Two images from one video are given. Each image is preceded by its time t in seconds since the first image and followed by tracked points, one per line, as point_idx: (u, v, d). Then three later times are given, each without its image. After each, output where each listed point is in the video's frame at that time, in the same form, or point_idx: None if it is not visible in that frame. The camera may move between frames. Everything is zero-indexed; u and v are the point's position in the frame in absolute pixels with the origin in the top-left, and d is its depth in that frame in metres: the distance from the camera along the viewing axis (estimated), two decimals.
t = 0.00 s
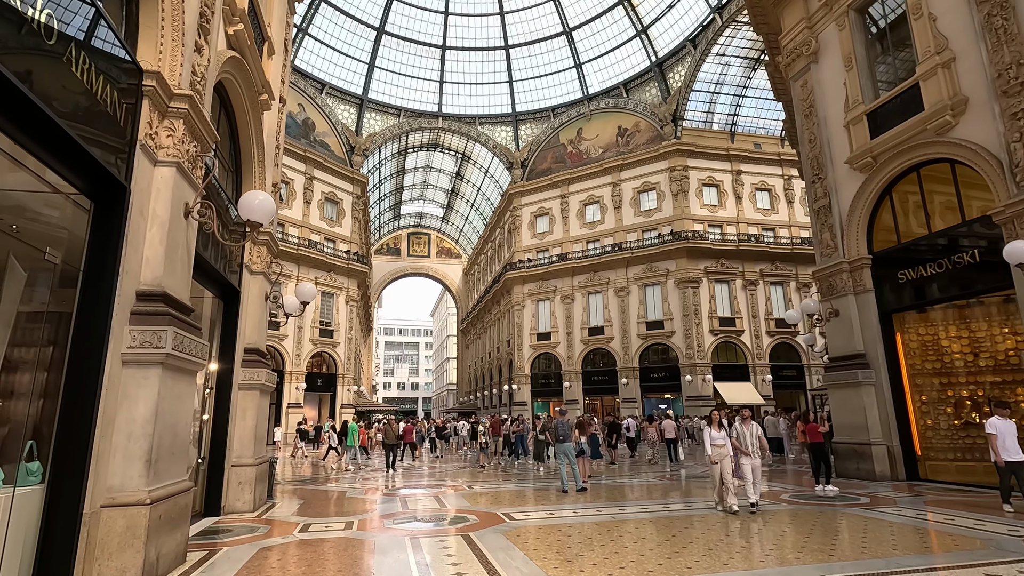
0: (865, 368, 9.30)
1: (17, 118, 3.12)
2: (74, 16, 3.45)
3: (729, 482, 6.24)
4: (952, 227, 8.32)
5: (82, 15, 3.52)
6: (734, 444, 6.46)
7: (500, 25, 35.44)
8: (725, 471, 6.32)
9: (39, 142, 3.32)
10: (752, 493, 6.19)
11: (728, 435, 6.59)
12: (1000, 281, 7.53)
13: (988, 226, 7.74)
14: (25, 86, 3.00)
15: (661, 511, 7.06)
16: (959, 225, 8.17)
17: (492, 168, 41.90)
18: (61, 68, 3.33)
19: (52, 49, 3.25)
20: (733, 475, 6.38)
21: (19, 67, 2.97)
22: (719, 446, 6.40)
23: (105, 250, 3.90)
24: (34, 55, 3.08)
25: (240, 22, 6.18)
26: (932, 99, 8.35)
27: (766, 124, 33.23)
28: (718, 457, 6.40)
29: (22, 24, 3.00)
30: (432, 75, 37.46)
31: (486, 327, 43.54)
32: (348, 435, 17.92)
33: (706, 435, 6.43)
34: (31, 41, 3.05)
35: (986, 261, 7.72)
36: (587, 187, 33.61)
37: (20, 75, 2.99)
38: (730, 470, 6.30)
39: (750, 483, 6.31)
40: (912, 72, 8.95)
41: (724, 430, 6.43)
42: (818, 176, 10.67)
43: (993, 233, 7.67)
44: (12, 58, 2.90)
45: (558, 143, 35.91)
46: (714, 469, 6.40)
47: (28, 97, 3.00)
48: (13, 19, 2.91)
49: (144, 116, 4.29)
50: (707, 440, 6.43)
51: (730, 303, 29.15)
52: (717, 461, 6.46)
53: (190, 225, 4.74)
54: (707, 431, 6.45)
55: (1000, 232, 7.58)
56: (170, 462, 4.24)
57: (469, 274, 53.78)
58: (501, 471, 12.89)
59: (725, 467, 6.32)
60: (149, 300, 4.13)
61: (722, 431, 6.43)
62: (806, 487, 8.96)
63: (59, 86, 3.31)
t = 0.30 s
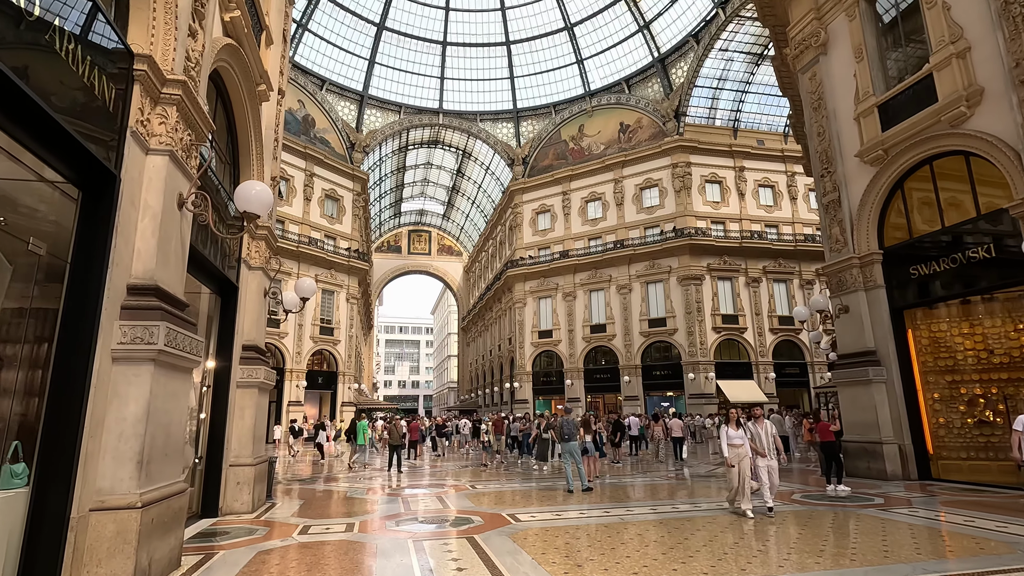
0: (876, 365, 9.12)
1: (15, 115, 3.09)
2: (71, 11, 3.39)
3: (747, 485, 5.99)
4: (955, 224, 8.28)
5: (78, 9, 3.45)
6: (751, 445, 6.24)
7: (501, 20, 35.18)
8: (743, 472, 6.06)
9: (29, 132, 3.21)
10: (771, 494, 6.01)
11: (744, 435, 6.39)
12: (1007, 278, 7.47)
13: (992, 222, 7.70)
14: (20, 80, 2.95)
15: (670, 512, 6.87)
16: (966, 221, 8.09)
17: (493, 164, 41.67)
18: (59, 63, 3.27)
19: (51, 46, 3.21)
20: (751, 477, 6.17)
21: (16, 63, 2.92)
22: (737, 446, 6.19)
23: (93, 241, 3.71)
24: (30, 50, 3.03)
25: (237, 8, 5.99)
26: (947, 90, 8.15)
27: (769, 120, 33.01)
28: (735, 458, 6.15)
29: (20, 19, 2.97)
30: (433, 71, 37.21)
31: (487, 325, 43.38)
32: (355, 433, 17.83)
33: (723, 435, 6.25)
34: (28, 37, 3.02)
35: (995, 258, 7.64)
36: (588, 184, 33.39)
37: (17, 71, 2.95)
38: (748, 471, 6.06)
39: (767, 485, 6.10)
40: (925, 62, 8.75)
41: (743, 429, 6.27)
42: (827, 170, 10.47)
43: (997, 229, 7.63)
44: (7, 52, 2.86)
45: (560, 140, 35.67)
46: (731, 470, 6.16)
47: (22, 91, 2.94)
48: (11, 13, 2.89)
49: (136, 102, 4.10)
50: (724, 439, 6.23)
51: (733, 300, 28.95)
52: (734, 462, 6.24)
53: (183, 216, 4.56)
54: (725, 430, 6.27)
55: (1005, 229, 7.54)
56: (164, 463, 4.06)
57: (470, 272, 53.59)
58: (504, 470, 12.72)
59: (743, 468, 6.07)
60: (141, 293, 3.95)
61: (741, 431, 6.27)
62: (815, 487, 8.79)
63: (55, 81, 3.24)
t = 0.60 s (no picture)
0: (884, 362, 8.96)
1: (11, 109, 3.03)
2: (65, 2, 3.33)
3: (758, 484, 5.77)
4: (964, 218, 8.11)
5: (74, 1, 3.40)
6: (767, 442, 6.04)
7: (502, 15, 34.92)
8: (756, 471, 5.81)
9: (16, 120, 3.09)
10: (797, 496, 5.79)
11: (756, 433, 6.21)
12: (1009, 276, 7.33)
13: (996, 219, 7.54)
14: (17, 72, 2.91)
15: (676, 511, 6.70)
16: (965, 219, 8.04)
17: (493, 160, 41.46)
18: (53, 55, 3.23)
19: (47, 39, 3.17)
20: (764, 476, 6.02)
21: (11, 54, 2.89)
22: (751, 444, 5.94)
23: (77, 228, 3.52)
24: (26, 42, 2.99)
25: None
26: (960, 79, 7.94)
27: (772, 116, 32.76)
28: (746, 457, 5.89)
29: (16, 10, 2.92)
30: (433, 66, 36.97)
31: (487, 322, 43.21)
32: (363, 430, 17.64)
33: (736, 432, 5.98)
34: (23, 28, 2.97)
35: (1002, 254, 7.44)
36: (590, 180, 33.18)
37: (12, 62, 2.92)
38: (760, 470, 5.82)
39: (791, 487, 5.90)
40: (937, 52, 8.55)
41: (758, 427, 6.01)
42: (835, 163, 10.29)
43: (1001, 227, 7.47)
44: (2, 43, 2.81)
45: (562, 135, 35.44)
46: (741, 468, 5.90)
47: (19, 82, 2.89)
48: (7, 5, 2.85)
49: (123, 82, 3.91)
50: (738, 436, 5.96)
51: (735, 297, 28.78)
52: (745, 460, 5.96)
53: (174, 203, 4.37)
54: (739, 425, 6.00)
55: (1008, 226, 7.40)
56: (152, 461, 3.87)
57: (470, 269, 53.41)
58: (506, 468, 12.55)
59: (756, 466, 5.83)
60: (128, 283, 3.76)
61: (756, 429, 6.02)
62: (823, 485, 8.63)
63: (51, 74, 3.21)
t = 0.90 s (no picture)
0: (893, 358, 8.78)
1: None
2: None
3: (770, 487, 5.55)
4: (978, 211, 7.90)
5: None
6: (783, 443, 5.80)
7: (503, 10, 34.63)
8: (767, 474, 5.60)
9: (1, 107, 2.96)
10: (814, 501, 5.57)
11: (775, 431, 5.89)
12: (1011, 273, 7.33)
13: (999, 216, 7.53)
14: (12, 65, 2.85)
15: (682, 512, 6.54)
16: (967, 216, 8.04)
17: (494, 157, 41.22)
18: (46, 48, 3.13)
19: (41, 31, 3.09)
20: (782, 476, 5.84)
21: (8, 47, 2.83)
22: (764, 445, 5.67)
23: (56, 215, 3.33)
24: (21, 34, 2.92)
25: None
26: (974, 69, 7.72)
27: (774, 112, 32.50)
28: (758, 458, 5.65)
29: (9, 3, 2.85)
30: (433, 62, 36.72)
31: (487, 319, 43.03)
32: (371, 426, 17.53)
33: (748, 431, 5.73)
34: (18, 20, 2.90)
35: (1004, 251, 7.43)
36: (591, 176, 32.93)
37: (8, 56, 2.84)
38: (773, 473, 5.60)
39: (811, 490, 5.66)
40: (949, 42, 8.34)
41: (771, 427, 5.73)
42: (843, 156, 10.09)
43: (1004, 224, 7.46)
44: None
45: (562, 131, 35.21)
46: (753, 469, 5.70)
47: (12, 74, 2.82)
48: None
49: (107, 60, 3.70)
50: (751, 436, 5.71)
51: (737, 294, 28.62)
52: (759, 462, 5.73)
53: (161, 189, 4.16)
54: (752, 425, 5.74)
55: (1012, 223, 7.38)
56: (137, 461, 3.68)
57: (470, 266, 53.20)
58: (507, 466, 12.36)
59: (769, 468, 5.61)
60: (112, 273, 3.58)
61: (770, 429, 5.73)
62: (831, 484, 8.44)
63: (47, 67, 3.14)
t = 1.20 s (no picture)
0: (904, 354, 8.60)
1: None
2: None
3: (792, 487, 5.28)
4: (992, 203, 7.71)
5: None
6: (805, 438, 5.59)
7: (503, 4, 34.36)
8: (786, 472, 5.38)
9: None
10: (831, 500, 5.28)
11: (796, 427, 5.70)
12: (1011, 269, 7.35)
13: (1002, 212, 7.55)
14: (8, 58, 2.78)
15: (690, 510, 6.38)
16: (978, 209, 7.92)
17: (494, 153, 40.98)
18: (43, 41, 3.07)
19: (33, 21, 3.00)
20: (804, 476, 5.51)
21: (4, 40, 2.76)
22: (781, 443, 5.39)
23: (35, 199, 3.13)
24: (16, 26, 2.84)
25: None
26: (988, 58, 7.52)
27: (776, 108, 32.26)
28: (778, 456, 5.39)
29: None
30: (433, 57, 36.46)
31: (488, 316, 42.82)
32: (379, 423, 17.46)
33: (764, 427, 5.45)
34: (14, 12, 2.82)
35: (997, 248, 7.56)
36: (592, 172, 32.70)
37: (4, 48, 2.78)
38: (793, 471, 5.36)
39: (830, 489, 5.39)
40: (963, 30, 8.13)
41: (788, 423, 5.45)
42: (852, 148, 9.89)
43: (1007, 219, 7.46)
44: None
45: (563, 126, 34.97)
46: (772, 469, 5.46)
47: (2, 62, 2.72)
48: None
49: (91, 37, 3.51)
50: (767, 432, 5.43)
51: (739, 291, 28.45)
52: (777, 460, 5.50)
53: (150, 174, 3.97)
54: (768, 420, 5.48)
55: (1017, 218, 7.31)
56: (124, 458, 3.49)
57: (470, 263, 53.00)
58: (508, 464, 12.19)
59: (787, 466, 5.38)
60: (96, 260, 3.38)
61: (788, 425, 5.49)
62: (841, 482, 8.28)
63: (41, 60, 3.05)
